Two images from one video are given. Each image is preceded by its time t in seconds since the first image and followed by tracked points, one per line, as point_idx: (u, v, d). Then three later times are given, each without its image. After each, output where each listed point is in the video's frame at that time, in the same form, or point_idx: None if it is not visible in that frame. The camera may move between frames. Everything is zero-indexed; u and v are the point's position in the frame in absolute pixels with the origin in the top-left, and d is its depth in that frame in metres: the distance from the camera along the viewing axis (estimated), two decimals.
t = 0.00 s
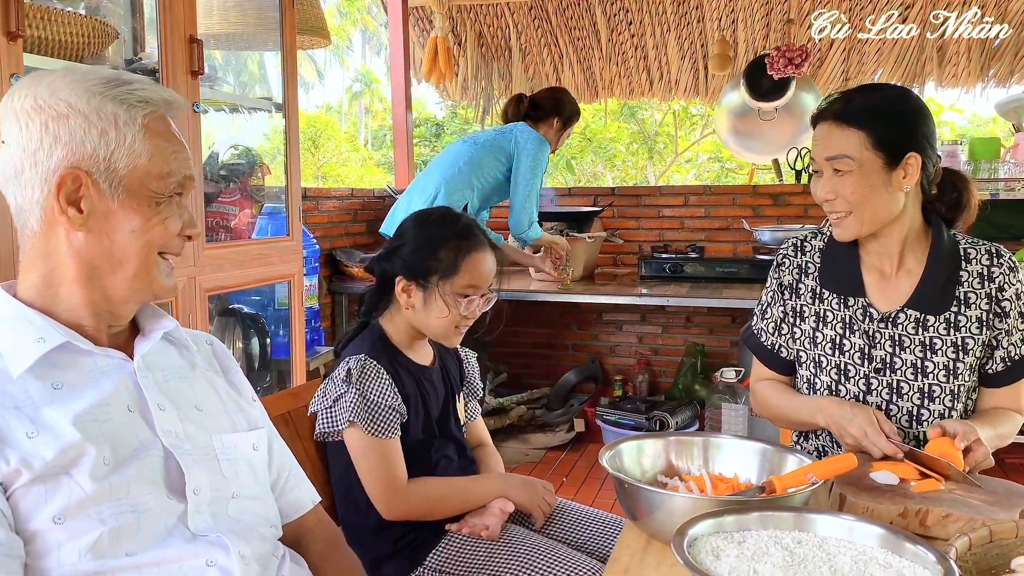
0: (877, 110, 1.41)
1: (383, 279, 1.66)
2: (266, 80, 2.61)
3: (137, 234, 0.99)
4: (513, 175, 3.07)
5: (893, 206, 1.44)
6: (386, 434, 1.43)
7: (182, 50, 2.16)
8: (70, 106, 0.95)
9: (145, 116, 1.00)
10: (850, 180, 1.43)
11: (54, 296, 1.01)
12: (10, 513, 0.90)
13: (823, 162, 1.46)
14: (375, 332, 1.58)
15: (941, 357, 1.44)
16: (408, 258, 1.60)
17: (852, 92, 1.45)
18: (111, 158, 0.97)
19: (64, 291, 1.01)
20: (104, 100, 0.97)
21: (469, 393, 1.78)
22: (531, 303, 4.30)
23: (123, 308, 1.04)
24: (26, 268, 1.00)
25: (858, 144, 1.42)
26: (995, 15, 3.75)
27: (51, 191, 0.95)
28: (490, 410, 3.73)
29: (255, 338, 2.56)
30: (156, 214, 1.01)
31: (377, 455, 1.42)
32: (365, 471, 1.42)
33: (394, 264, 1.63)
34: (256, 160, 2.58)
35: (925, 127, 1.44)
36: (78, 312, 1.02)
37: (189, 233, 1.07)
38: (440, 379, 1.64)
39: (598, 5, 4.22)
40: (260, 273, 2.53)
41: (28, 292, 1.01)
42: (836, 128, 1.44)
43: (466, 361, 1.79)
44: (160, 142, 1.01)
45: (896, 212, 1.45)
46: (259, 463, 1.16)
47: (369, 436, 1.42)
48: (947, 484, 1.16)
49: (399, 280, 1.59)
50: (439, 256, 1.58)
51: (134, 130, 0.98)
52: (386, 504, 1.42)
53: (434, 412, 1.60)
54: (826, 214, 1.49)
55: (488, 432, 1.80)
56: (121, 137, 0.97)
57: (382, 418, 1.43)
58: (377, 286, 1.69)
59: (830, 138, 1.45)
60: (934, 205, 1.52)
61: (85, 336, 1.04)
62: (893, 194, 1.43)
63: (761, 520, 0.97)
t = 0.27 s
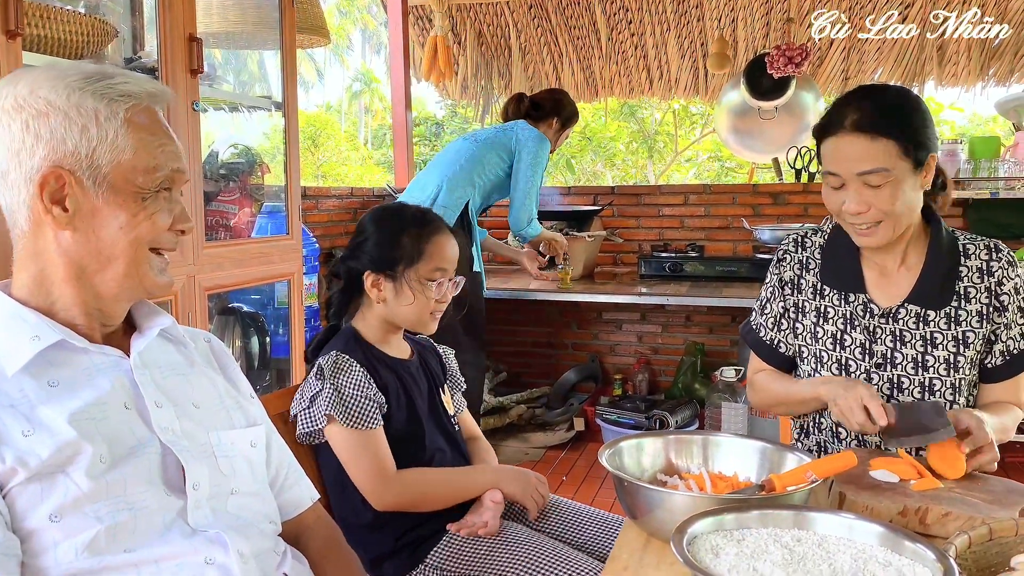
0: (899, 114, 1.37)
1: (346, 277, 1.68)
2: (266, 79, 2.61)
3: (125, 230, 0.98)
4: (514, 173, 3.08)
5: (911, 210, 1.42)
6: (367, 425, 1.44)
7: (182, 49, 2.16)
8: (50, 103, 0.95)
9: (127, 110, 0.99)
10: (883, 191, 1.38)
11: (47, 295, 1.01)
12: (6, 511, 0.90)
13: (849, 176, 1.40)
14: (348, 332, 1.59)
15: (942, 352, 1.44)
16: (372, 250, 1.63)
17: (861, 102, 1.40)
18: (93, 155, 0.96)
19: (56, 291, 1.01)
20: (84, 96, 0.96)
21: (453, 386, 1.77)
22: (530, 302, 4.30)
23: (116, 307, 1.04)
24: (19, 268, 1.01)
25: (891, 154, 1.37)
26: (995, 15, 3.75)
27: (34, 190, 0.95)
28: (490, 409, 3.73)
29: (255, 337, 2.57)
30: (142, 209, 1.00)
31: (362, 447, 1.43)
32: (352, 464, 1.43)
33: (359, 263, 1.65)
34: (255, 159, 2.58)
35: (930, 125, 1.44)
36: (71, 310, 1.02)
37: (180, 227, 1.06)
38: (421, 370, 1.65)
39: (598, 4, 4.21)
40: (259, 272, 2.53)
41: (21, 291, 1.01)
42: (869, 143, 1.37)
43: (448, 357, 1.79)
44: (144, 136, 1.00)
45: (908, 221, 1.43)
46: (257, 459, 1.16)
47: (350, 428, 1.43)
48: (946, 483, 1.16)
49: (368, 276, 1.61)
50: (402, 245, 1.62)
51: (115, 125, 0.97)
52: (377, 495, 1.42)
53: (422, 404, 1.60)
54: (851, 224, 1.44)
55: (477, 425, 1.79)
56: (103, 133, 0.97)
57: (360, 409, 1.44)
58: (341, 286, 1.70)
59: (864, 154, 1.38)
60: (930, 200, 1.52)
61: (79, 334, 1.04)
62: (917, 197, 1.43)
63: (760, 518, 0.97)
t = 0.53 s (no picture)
0: (910, 121, 1.30)
1: (345, 278, 1.68)
2: (266, 79, 2.60)
3: (109, 236, 0.97)
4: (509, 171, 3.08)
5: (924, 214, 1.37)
6: (369, 424, 1.43)
7: (182, 49, 2.16)
8: (34, 107, 0.94)
9: (114, 114, 0.97)
10: (905, 203, 1.32)
11: (43, 297, 1.01)
12: (6, 512, 0.90)
13: (868, 191, 1.32)
14: (350, 333, 1.59)
15: (942, 350, 1.44)
16: (368, 249, 1.63)
17: (869, 114, 1.31)
18: (77, 161, 0.95)
19: (50, 293, 1.01)
20: (70, 99, 0.95)
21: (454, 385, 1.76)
22: (530, 302, 4.30)
23: (110, 310, 1.03)
24: (16, 271, 1.01)
25: (909, 164, 1.30)
26: (995, 15, 3.74)
27: (19, 196, 0.94)
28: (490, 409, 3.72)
29: (255, 337, 2.57)
30: (126, 216, 0.98)
31: (365, 446, 1.42)
32: (354, 464, 1.42)
33: (358, 262, 1.65)
34: (255, 159, 2.57)
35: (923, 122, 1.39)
36: (66, 313, 1.02)
37: (173, 234, 1.05)
38: (423, 371, 1.65)
39: (598, 4, 4.21)
40: (260, 272, 2.53)
41: (18, 293, 1.01)
42: (886, 156, 1.30)
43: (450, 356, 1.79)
44: (133, 141, 0.98)
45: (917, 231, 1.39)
46: (258, 459, 1.16)
47: (353, 428, 1.42)
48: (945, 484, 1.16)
49: (366, 275, 1.61)
50: (398, 240, 1.62)
51: (101, 129, 0.96)
52: (380, 495, 1.42)
53: (423, 404, 1.60)
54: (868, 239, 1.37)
55: (477, 424, 1.79)
56: (88, 138, 0.95)
57: (363, 409, 1.44)
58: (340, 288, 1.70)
59: (882, 168, 1.30)
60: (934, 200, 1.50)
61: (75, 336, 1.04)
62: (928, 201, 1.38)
63: (761, 519, 0.97)
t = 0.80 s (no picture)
0: (901, 124, 1.30)
1: (346, 278, 1.68)
2: (266, 79, 2.60)
3: (107, 238, 0.97)
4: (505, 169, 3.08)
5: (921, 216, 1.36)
6: (372, 425, 1.43)
7: (183, 48, 2.17)
8: (36, 108, 0.94)
9: (115, 115, 0.97)
10: (900, 207, 1.31)
11: (44, 297, 1.01)
12: (8, 513, 0.90)
13: (862, 197, 1.32)
14: (354, 331, 1.59)
15: (940, 350, 1.44)
16: (370, 248, 1.63)
17: (860, 120, 1.31)
18: (76, 162, 0.95)
19: (51, 294, 1.01)
20: (70, 100, 0.95)
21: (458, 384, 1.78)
22: (531, 302, 4.30)
23: (111, 311, 1.03)
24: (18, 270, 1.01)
25: (903, 168, 1.29)
26: (995, 15, 3.74)
27: (18, 196, 0.95)
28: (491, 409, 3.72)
29: (256, 336, 2.57)
30: (126, 218, 0.98)
31: (365, 446, 1.42)
32: (355, 464, 1.42)
33: (360, 262, 1.65)
34: (256, 159, 2.57)
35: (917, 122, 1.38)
36: (67, 312, 1.02)
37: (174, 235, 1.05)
38: (427, 371, 1.65)
39: (599, 3, 4.21)
40: (261, 271, 2.54)
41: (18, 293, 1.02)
42: (879, 161, 1.29)
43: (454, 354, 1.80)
44: (134, 143, 0.98)
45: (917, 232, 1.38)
46: (259, 459, 1.16)
47: (355, 428, 1.42)
48: (946, 482, 1.16)
49: (368, 275, 1.61)
50: (398, 239, 1.62)
51: (102, 131, 0.96)
52: (377, 496, 1.42)
53: (425, 405, 1.60)
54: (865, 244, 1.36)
55: (481, 424, 1.78)
56: (88, 140, 0.95)
57: (366, 410, 1.44)
58: (342, 289, 1.70)
59: (875, 173, 1.29)
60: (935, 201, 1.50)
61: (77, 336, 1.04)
62: (925, 203, 1.36)
63: (762, 518, 0.97)
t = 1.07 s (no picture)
0: (895, 128, 1.29)
1: (349, 276, 1.69)
2: (266, 79, 2.60)
3: (107, 238, 0.97)
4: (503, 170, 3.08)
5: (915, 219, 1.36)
6: (369, 411, 1.44)
7: (183, 48, 2.17)
8: (35, 108, 0.94)
9: (113, 115, 0.97)
10: (893, 210, 1.31)
11: (44, 297, 1.01)
12: (10, 512, 0.90)
13: (856, 201, 1.31)
14: (353, 329, 1.60)
15: (938, 351, 1.44)
16: (375, 248, 1.63)
17: (853, 124, 1.30)
18: (75, 163, 0.95)
19: (51, 294, 1.01)
20: (68, 101, 0.95)
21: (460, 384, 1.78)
22: (531, 302, 4.30)
23: (111, 311, 1.04)
24: (18, 270, 1.01)
25: (896, 172, 1.29)
26: (996, 15, 3.74)
27: (18, 197, 0.95)
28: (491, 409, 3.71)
29: (256, 336, 2.57)
30: (125, 218, 0.98)
31: (368, 432, 1.43)
32: (363, 448, 1.43)
33: (364, 260, 1.64)
34: (257, 159, 2.57)
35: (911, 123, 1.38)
36: (67, 313, 1.02)
37: (174, 235, 1.05)
38: (427, 368, 1.66)
39: (599, 3, 4.21)
40: (262, 271, 2.54)
41: (17, 293, 1.02)
42: (874, 165, 1.29)
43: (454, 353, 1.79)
44: (132, 142, 0.98)
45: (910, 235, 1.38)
46: (260, 458, 1.16)
47: (359, 416, 1.43)
48: (945, 481, 1.16)
49: (371, 275, 1.61)
50: (404, 241, 1.63)
51: (100, 131, 0.96)
52: (395, 478, 1.42)
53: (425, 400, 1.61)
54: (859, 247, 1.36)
55: (481, 425, 1.78)
56: (86, 140, 0.95)
57: (366, 398, 1.44)
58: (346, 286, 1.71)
59: (869, 177, 1.29)
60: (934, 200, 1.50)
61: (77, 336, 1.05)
62: (918, 204, 1.37)
63: (762, 517, 0.98)
